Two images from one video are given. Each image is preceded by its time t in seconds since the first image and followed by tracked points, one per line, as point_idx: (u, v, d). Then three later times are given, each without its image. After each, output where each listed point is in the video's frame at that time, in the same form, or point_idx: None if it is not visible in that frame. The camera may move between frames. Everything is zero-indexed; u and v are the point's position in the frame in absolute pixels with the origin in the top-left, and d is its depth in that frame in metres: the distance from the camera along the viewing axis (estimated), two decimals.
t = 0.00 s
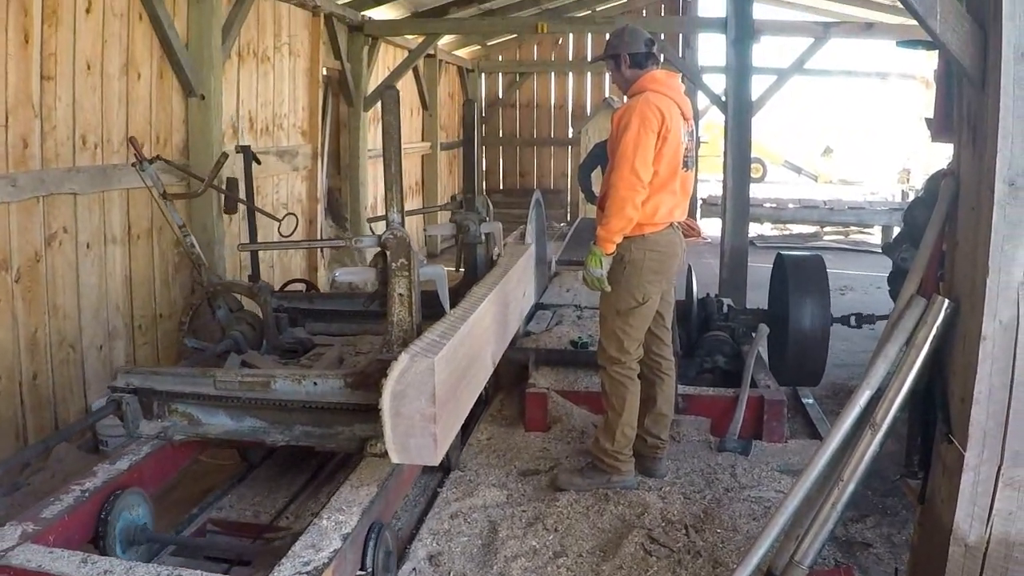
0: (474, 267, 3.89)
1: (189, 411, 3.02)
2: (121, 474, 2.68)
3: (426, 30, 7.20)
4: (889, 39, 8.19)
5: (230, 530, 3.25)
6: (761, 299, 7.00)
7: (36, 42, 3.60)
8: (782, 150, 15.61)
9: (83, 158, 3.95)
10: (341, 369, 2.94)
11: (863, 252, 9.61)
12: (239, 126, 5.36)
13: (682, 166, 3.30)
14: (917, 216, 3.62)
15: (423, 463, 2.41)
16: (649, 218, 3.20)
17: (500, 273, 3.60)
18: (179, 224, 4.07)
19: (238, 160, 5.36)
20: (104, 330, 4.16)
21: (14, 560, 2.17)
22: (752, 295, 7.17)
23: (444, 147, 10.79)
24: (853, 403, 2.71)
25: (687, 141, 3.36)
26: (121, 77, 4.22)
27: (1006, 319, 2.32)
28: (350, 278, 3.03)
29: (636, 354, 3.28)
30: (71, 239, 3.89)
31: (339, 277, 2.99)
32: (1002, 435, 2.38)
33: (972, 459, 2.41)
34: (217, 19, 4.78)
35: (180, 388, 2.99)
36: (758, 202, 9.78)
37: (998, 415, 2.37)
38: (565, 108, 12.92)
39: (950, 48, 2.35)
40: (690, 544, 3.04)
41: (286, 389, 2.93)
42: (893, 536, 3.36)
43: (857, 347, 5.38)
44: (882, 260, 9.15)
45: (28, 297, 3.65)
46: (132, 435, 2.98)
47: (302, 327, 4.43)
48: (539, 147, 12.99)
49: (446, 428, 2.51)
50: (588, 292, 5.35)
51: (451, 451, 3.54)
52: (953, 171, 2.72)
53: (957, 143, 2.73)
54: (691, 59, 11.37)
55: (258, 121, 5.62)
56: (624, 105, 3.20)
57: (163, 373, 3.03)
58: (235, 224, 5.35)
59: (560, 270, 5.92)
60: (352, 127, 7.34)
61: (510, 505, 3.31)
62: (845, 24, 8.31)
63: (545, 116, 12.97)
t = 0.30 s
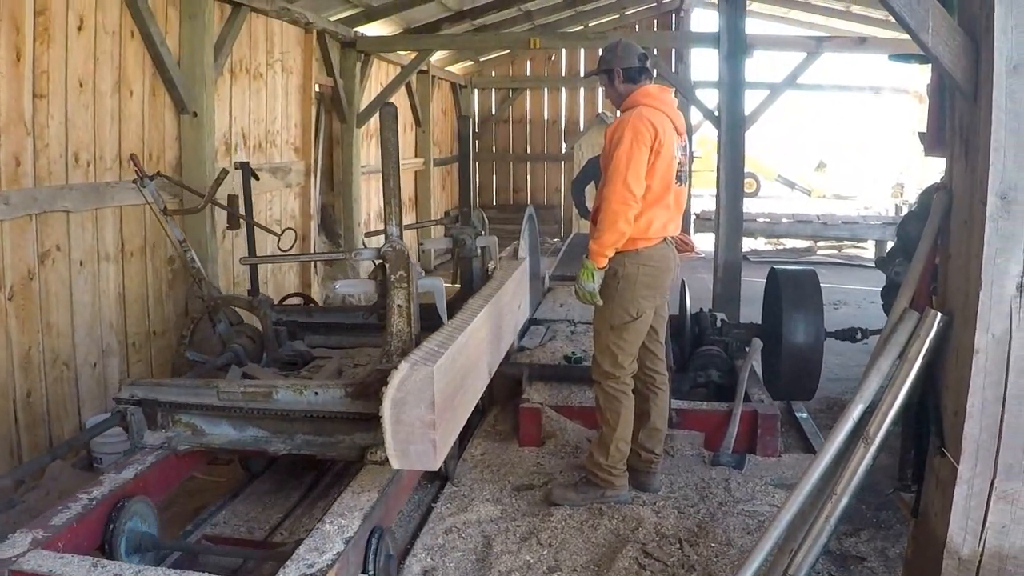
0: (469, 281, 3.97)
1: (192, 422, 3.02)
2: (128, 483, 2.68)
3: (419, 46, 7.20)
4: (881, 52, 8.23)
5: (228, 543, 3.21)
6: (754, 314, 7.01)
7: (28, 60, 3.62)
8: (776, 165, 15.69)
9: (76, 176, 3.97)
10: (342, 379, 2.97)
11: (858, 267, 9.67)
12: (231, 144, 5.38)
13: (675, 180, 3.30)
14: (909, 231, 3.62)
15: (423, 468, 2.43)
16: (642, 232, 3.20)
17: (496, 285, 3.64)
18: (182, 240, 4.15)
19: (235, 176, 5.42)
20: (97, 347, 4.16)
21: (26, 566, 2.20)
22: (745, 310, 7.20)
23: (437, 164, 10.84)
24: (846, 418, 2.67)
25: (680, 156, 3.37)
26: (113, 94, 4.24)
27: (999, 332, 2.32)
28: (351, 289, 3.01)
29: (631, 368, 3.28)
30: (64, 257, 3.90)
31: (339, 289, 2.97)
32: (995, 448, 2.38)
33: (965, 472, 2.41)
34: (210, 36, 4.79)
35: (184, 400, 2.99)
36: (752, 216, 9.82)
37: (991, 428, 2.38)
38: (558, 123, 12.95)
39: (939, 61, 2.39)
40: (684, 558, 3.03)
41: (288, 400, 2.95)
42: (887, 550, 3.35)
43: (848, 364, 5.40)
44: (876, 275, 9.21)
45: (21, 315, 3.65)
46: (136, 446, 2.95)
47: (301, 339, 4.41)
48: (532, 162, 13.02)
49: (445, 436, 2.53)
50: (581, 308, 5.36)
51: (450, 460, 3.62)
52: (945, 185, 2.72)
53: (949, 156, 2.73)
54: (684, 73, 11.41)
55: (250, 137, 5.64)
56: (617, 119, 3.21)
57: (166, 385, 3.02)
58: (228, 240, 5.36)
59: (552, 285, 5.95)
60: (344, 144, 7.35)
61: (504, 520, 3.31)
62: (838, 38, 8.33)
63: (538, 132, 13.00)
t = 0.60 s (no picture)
0: (467, 288, 4.06)
1: (198, 424, 3.09)
2: (137, 483, 2.72)
3: (413, 56, 7.22)
4: (874, 60, 8.25)
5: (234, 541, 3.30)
6: (748, 323, 7.03)
7: (22, 72, 3.63)
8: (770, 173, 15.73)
9: (70, 186, 3.97)
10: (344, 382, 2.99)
11: (853, 275, 9.68)
12: (225, 153, 5.39)
13: (669, 189, 3.31)
14: (903, 238, 3.63)
15: (425, 468, 2.46)
16: (637, 241, 3.21)
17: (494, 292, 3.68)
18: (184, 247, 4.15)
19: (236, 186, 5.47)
20: (92, 358, 4.17)
21: (39, 564, 2.23)
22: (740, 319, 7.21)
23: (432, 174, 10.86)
24: (840, 425, 2.66)
25: (674, 165, 3.38)
26: (107, 105, 4.24)
27: (993, 339, 2.33)
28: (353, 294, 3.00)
29: (625, 377, 3.28)
30: (59, 267, 3.90)
31: (342, 296, 2.99)
32: (990, 455, 2.38)
33: (959, 480, 2.42)
34: (204, 46, 4.80)
35: (190, 403, 3.07)
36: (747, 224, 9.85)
37: (985, 435, 2.38)
38: (552, 132, 12.98)
39: (933, 68, 2.40)
40: (680, 565, 3.02)
41: (291, 402, 3.00)
42: (882, 557, 3.34)
43: (842, 374, 5.41)
44: (871, 282, 9.23)
45: (16, 327, 3.65)
46: (143, 449, 3.02)
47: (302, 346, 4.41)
48: (527, 171, 13.04)
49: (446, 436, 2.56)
50: (576, 317, 5.37)
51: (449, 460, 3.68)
52: (939, 192, 2.72)
53: (942, 164, 2.73)
54: (678, 81, 11.45)
55: (244, 147, 5.64)
56: (611, 128, 3.22)
57: (173, 389, 3.11)
58: (222, 250, 5.37)
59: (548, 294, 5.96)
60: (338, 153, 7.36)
61: (500, 529, 3.30)
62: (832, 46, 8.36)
63: (532, 141, 13.03)
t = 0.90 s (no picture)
0: (466, 288, 4.11)
1: (205, 422, 3.14)
2: (146, 478, 2.79)
3: (408, 60, 7.23)
4: (868, 64, 8.27)
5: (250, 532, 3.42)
6: (744, 327, 7.03)
7: (16, 77, 3.63)
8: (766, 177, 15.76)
9: (65, 192, 3.97)
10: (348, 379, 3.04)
11: (848, 278, 9.70)
12: (220, 158, 5.39)
13: (664, 193, 3.32)
14: (898, 242, 3.63)
15: (427, 462, 2.52)
16: (632, 245, 3.21)
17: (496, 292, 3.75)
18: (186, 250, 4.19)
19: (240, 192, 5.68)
20: (87, 363, 4.17)
21: (56, 554, 2.29)
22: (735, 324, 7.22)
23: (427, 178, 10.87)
24: (836, 428, 2.64)
25: (669, 169, 3.38)
26: (102, 110, 4.25)
27: (987, 342, 2.33)
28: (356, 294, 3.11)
29: (620, 381, 3.29)
30: (54, 273, 3.90)
31: (344, 296, 3.05)
32: (984, 458, 2.38)
33: (954, 483, 2.42)
34: (199, 52, 4.80)
35: (197, 401, 3.12)
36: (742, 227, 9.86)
37: (980, 438, 2.38)
38: (548, 136, 12.97)
39: (927, 71, 2.41)
40: (675, 569, 3.02)
41: (296, 400, 3.04)
42: (878, 560, 3.34)
43: (837, 378, 5.42)
44: (867, 286, 9.24)
45: (10, 333, 3.65)
46: (151, 447, 3.09)
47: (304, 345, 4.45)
48: (523, 175, 13.06)
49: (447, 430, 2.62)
50: (571, 321, 5.38)
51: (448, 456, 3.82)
52: (934, 197, 2.73)
53: (937, 168, 2.73)
54: (673, 84, 11.47)
55: (239, 153, 5.65)
56: (606, 133, 3.23)
57: (180, 387, 3.15)
58: (217, 254, 5.38)
59: (543, 298, 5.98)
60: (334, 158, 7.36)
61: (495, 533, 3.30)
62: (827, 50, 8.39)
63: (528, 145, 13.03)
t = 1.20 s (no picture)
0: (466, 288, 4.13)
1: (214, 416, 3.29)
2: (159, 470, 2.90)
3: (403, 63, 7.23)
4: (863, 65, 8.28)
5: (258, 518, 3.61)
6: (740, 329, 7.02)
7: (11, 79, 3.63)
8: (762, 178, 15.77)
9: (60, 196, 3.97)
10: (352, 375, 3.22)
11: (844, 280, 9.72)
12: (215, 161, 5.38)
13: (659, 195, 3.32)
14: (894, 243, 3.63)
15: (432, 450, 2.68)
16: (627, 247, 3.21)
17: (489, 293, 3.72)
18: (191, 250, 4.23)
19: (245, 195, 5.86)
20: (83, 367, 4.16)
21: (75, 540, 2.40)
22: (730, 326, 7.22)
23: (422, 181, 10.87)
24: (832, 429, 2.63)
25: (664, 171, 3.38)
26: (97, 113, 4.25)
27: (983, 343, 2.33)
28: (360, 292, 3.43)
29: (615, 383, 3.29)
30: (50, 277, 3.90)
31: (349, 292, 3.32)
32: (981, 458, 2.39)
33: (951, 483, 2.42)
34: (193, 55, 4.79)
35: (206, 397, 3.24)
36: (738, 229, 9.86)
37: (976, 439, 2.38)
38: (543, 138, 12.97)
39: (923, 73, 2.40)
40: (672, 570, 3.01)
41: (303, 394, 3.21)
42: (875, 561, 3.34)
43: (833, 380, 5.43)
44: (862, 287, 9.26)
45: (6, 337, 3.65)
46: (163, 440, 3.22)
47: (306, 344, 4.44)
48: (518, 177, 13.06)
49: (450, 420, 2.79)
50: (567, 323, 5.38)
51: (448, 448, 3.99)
52: (928, 198, 2.73)
53: (932, 169, 2.73)
54: (669, 86, 11.48)
55: (234, 156, 5.65)
56: (601, 134, 3.23)
57: (190, 382, 3.26)
58: (213, 257, 5.38)
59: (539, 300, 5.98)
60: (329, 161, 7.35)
61: (492, 535, 3.30)
62: (822, 52, 8.39)
63: (524, 147, 13.02)
